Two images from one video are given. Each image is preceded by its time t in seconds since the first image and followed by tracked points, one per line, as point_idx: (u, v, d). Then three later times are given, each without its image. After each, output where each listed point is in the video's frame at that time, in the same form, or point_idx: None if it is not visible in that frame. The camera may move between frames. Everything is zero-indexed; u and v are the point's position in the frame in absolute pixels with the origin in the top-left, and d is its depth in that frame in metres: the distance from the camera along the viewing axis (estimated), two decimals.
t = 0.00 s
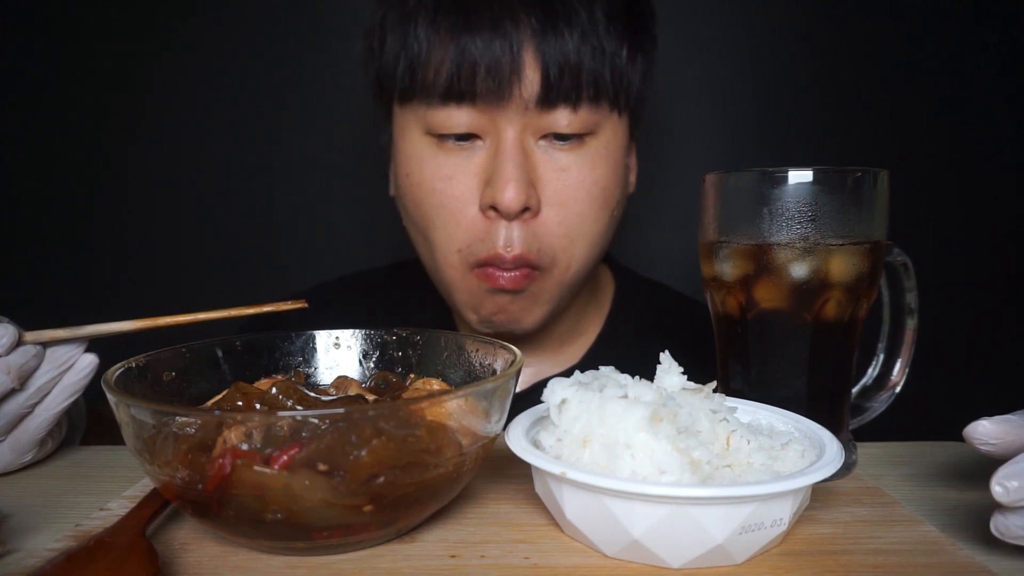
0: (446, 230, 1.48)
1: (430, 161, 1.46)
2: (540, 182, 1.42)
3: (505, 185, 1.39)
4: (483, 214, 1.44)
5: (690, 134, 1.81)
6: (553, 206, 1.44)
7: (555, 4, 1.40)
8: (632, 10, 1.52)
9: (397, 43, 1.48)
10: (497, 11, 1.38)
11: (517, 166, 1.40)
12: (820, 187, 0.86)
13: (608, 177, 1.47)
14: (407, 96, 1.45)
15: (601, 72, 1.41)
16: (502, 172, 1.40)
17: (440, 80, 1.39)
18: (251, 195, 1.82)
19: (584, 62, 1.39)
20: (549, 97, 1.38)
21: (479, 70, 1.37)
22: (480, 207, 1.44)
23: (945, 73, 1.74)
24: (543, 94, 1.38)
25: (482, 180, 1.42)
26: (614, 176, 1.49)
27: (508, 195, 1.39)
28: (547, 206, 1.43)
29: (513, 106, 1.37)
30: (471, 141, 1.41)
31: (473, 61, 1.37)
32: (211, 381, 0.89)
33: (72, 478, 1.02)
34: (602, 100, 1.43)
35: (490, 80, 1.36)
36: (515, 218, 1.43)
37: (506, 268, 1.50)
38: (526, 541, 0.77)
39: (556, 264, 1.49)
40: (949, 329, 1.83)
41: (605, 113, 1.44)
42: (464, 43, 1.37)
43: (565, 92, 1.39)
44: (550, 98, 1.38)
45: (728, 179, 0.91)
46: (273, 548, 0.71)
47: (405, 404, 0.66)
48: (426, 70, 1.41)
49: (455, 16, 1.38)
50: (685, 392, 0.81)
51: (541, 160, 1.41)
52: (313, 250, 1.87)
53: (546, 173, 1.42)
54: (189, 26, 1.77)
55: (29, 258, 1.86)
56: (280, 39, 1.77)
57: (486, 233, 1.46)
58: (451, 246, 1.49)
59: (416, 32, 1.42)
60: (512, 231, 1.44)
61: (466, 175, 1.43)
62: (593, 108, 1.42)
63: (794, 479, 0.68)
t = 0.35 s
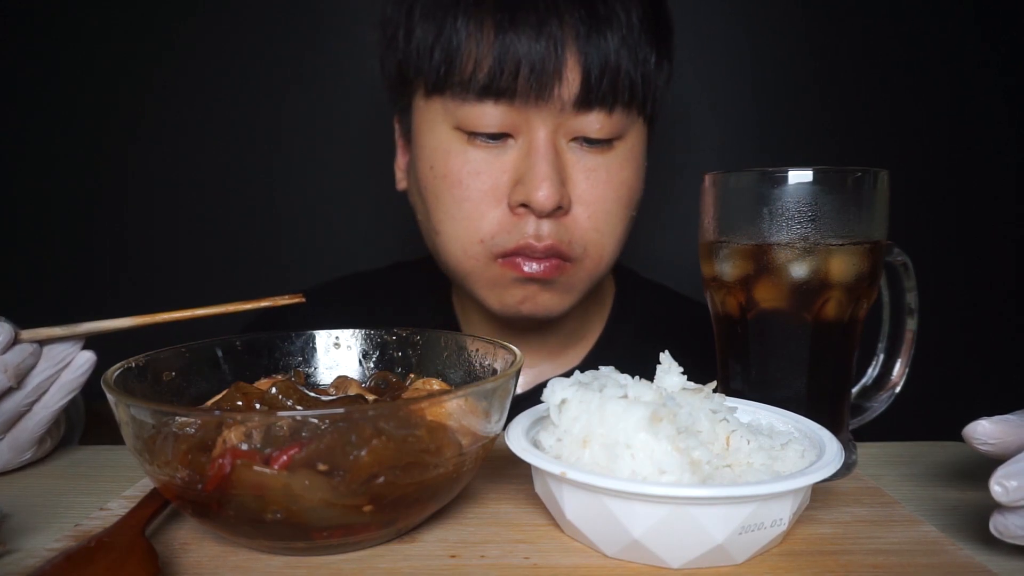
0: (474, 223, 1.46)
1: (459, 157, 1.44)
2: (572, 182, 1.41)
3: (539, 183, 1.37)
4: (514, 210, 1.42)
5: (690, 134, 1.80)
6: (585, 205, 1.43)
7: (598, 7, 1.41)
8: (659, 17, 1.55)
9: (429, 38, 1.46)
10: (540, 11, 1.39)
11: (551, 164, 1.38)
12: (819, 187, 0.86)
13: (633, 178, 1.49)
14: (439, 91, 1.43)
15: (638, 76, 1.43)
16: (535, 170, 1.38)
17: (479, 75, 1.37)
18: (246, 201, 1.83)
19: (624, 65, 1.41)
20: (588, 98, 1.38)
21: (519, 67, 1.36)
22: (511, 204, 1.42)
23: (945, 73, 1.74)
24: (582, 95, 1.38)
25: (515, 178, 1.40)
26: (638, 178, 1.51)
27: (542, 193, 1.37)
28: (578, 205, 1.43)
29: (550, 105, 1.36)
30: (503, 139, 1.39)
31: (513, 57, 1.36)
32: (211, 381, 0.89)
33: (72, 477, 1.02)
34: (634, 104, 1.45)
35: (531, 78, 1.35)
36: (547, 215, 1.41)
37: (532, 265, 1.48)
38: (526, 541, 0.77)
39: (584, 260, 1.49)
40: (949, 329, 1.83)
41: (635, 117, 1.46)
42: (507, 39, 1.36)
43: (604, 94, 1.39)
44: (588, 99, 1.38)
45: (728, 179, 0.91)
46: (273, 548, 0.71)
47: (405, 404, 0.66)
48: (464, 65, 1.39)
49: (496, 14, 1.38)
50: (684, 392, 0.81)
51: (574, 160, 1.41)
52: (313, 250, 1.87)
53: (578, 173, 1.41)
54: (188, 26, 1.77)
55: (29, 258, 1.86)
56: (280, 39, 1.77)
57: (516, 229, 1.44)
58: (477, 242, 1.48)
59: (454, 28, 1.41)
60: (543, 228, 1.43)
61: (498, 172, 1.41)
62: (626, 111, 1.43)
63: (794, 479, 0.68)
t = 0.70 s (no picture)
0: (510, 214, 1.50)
1: (500, 149, 1.46)
2: (612, 182, 1.46)
3: (582, 182, 1.43)
4: (553, 206, 1.47)
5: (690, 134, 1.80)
6: (620, 205, 1.49)
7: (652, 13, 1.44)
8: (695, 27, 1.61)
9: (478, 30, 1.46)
10: (598, 11, 1.40)
11: (593, 163, 1.44)
12: (820, 187, 0.86)
13: (663, 181, 1.56)
14: (486, 82, 1.44)
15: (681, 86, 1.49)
16: (577, 169, 1.43)
17: (533, 70, 1.40)
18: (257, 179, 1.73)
19: (672, 73, 1.45)
20: (635, 102, 1.43)
21: (575, 67, 1.39)
22: (550, 200, 1.46)
23: (945, 73, 1.74)
24: (631, 99, 1.42)
25: (556, 174, 1.44)
26: (667, 181, 1.57)
27: (584, 191, 1.42)
28: (614, 204, 1.48)
29: (598, 106, 1.41)
30: (545, 136, 1.44)
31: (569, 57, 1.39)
32: (210, 381, 0.89)
33: (70, 477, 1.02)
34: (675, 112, 1.50)
35: (586, 78, 1.38)
36: (586, 213, 1.46)
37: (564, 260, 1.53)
38: (526, 541, 0.77)
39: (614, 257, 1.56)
40: (948, 329, 1.84)
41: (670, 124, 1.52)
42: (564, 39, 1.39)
43: (650, 100, 1.44)
44: (636, 103, 1.43)
45: (728, 179, 0.91)
46: (272, 548, 0.71)
47: (405, 404, 0.65)
48: (517, 60, 1.41)
49: (554, 12, 1.40)
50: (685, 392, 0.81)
51: (613, 161, 1.46)
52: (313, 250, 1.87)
53: (617, 174, 1.47)
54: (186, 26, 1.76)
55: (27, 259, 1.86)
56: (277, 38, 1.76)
57: (554, 225, 1.49)
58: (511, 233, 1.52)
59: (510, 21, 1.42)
60: (581, 225, 1.48)
61: (541, 168, 1.45)
62: (664, 118, 1.49)
63: (794, 479, 0.67)
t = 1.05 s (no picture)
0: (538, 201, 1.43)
1: (538, 132, 1.39)
2: (645, 182, 1.40)
3: (616, 176, 1.37)
4: (583, 198, 1.41)
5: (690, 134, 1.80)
6: (648, 208, 1.43)
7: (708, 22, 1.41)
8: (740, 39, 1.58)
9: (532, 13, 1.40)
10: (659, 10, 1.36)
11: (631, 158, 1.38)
12: (820, 187, 0.86)
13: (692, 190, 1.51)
14: (534, 63, 1.37)
15: (722, 98, 1.45)
16: (614, 162, 1.37)
17: (584, 56, 1.33)
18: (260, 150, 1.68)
19: (718, 80, 1.42)
20: (683, 104, 1.38)
21: (628, 58, 1.33)
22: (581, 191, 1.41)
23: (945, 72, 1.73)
24: (680, 99, 1.37)
25: (592, 166, 1.38)
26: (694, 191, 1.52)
27: (618, 183, 1.37)
28: (643, 206, 1.43)
29: (645, 101, 1.35)
30: (586, 125, 1.37)
31: (623, 48, 1.33)
32: (210, 381, 0.89)
33: (70, 477, 1.02)
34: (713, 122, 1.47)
35: (638, 72, 1.33)
36: (613, 209, 1.41)
37: (578, 257, 1.46)
38: (525, 541, 0.77)
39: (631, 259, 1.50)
40: (948, 329, 1.84)
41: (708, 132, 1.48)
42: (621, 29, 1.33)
43: (696, 105, 1.40)
44: (683, 105, 1.38)
45: (728, 180, 0.91)
46: (272, 548, 0.71)
47: (405, 404, 0.65)
48: (569, 43, 1.35)
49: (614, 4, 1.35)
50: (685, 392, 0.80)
51: (650, 161, 1.40)
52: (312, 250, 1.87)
53: (651, 175, 1.41)
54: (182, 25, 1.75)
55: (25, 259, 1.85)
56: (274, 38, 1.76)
57: (580, 219, 1.42)
58: (534, 218, 1.44)
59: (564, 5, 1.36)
60: (606, 223, 1.42)
61: (579, 157, 1.39)
62: (705, 125, 1.44)
63: (794, 479, 0.67)
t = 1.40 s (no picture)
0: (542, 201, 1.38)
1: (541, 133, 1.36)
2: (650, 182, 1.37)
3: (622, 174, 1.31)
4: (588, 197, 1.35)
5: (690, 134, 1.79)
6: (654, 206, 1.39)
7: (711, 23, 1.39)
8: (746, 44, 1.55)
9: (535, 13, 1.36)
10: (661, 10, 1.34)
11: (635, 159, 1.32)
12: (819, 187, 0.86)
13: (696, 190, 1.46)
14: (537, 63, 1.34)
15: (729, 99, 1.42)
16: (618, 161, 1.31)
17: (587, 56, 1.30)
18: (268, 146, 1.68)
19: (722, 80, 1.39)
20: (688, 104, 1.34)
21: (632, 58, 1.29)
22: (587, 189, 1.34)
23: (945, 72, 1.72)
24: (684, 99, 1.33)
25: (597, 165, 1.33)
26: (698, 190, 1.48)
27: (623, 184, 1.31)
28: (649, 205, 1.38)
29: (650, 101, 1.31)
30: (590, 125, 1.33)
31: (627, 50, 1.29)
32: (210, 381, 0.89)
33: (71, 477, 1.02)
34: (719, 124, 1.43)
35: (643, 71, 1.29)
36: (621, 208, 1.35)
37: (592, 252, 1.40)
38: (525, 541, 0.77)
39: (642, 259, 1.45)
40: (947, 330, 1.83)
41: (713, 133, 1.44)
42: (624, 29, 1.30)
43: (701, 105, 1.36)
44: (688, 105, 1.34)
45: (728, 180, 0.91)
46: (272, 548, 0.71)
47: (405, 405, 0.65)
48: (572, 43, 1.31)
49: (618, 5, 1.32)
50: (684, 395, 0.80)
51: (655, 161, 1.36)
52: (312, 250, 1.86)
53: (656, 175, 1.37)
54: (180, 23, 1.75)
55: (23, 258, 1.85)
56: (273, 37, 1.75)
57: (587, 216, 1.36)
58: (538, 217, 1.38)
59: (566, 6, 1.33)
60: (614, 219, 1.36)
61: (583, 157, 1.34)
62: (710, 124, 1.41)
63: (794, 479, 0.68)
